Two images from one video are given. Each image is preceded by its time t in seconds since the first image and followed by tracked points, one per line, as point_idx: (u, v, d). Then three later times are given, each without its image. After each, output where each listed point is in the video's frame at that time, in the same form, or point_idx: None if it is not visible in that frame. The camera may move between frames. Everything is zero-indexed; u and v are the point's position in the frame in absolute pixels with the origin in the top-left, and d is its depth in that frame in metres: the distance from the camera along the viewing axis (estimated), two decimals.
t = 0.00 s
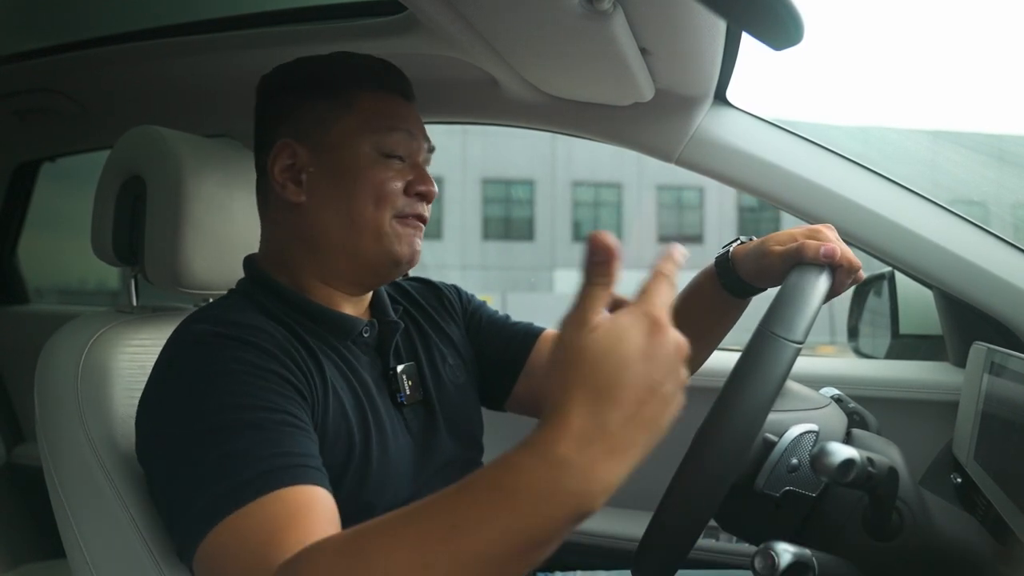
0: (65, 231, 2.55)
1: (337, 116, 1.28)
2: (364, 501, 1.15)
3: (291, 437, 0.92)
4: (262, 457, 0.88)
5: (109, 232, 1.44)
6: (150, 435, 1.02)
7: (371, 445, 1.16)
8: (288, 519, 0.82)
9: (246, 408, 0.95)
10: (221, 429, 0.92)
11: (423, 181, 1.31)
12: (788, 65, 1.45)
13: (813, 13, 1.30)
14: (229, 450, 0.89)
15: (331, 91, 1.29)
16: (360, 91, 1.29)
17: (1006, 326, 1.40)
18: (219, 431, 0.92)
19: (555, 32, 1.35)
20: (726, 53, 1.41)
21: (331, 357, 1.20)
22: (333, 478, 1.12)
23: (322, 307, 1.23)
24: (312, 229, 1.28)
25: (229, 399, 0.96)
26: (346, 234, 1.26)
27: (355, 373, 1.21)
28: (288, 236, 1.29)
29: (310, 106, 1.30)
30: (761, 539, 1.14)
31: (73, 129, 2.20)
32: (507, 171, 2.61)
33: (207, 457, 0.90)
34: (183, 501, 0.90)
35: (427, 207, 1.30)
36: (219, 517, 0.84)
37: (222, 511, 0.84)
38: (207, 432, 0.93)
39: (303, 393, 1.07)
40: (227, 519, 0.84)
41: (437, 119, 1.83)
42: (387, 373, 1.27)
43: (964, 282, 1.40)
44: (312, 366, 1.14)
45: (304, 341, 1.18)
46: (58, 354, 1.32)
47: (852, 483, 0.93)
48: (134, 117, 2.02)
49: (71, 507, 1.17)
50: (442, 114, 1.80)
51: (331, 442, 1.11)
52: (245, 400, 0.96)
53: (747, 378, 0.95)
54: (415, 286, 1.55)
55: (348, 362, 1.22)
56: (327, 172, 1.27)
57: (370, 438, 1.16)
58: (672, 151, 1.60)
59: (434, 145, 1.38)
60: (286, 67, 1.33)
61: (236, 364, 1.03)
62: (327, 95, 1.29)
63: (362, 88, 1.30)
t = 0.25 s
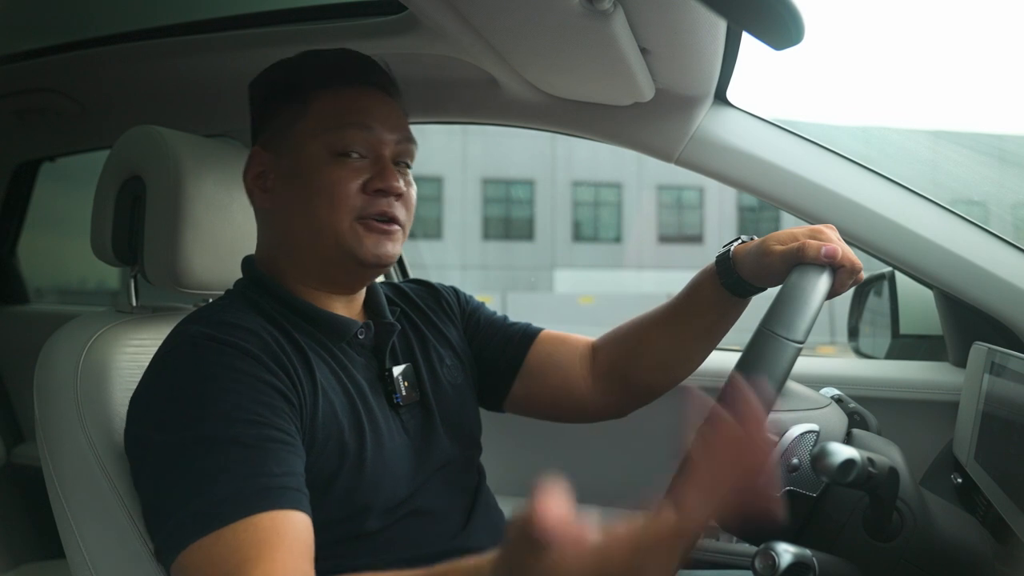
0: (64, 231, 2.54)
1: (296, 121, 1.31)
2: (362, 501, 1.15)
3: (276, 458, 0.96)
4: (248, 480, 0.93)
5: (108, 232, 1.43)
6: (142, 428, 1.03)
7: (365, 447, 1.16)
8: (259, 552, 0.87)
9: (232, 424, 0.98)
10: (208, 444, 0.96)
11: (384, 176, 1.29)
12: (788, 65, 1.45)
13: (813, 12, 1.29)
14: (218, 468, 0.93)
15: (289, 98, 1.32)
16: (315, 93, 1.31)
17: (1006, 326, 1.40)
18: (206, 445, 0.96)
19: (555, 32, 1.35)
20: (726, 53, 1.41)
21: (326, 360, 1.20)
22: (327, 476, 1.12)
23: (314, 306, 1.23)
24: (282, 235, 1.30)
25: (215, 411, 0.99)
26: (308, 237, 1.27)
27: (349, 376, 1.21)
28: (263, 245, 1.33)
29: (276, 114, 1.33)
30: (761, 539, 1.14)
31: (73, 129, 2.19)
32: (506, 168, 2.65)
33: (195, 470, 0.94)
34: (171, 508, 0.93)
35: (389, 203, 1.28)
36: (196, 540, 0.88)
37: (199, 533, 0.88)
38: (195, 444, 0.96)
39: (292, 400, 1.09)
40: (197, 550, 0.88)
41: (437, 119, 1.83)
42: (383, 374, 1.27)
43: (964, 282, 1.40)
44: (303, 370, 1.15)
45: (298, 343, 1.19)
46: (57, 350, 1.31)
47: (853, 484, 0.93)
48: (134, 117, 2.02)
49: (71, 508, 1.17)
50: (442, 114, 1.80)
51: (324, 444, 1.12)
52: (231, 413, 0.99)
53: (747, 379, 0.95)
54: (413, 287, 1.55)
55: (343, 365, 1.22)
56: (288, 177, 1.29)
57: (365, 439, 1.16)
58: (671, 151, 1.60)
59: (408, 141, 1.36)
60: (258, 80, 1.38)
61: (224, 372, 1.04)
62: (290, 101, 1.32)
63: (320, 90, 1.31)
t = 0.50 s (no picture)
0: (64, 231, 2.54)
1: (247, 140, 1.27)
2: (360, 501, 1.15)
3: (270, 472, 0.96)
4: (243, 496, 0.93)
5: (108, 232, 1.43)
6: (135, 430, 1.02)
7: (361, 446, 1.16)
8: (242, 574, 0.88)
9: (226, 436, 0.97)
10: (203, 455, 0.95)
11: (345, 182, 1.26)
12: (788, 65, 1.44)
13: (814, 12, 1.29)
14: (213, 481, 0.93)
15: (235, 117, 1.28)
16: (261, 107, 1.27)
17: (1007, 326, 1.40)
18: (200, 457, 0.95)
19: (555, 32, 1.35)
20: (727, 53, 1.41)
21: (320, 362, 1.19)
22: (323, 476, 1.12)
23: (310, 308, 1.23)
24: (258, 254, 1.28)
25: (209, 421, 0.98)
26: (281, 257, 1.26)
27: (344, 378, 1.21)
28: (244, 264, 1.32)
29: (224, 136, 1.30)
30: (761, 539, 1.14)
31: (73, 129, 2.19)
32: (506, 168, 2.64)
33: (190, 481, 0.93)
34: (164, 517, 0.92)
35: (353, 210, 1.25)
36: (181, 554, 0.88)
37: (190, 550, 0.88)
38: (189, 454, 0.95)
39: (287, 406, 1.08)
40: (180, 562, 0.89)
41: (437, 119, 1.83)
42: (378, 373, 1.27)
43: (964, 282, 1.40)
44: (297, 374, 1.14)
45: (294, 345, 1.18)
46: (57, 349, 1.31)
47: (853, 484, 0.93)
48: (134, 117, 2.02)
49: (70, 509, 1.17)
50: (441, 114, 1.80)
51: (318, 446, 1.12)
52: (225, 424, 0.98)
53: (748, 381, 0.95)
54: (408, 286, 1.54)
55: (337, 366, 1.21)
56: (249, 198, 1.27)
57: (361, 438, 1.16)
58: (672, 151, 1.60)
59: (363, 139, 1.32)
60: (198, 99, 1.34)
61: (219, 378, 1.03)
62: (233, 121, 1.28)
63: (260, 105, 1.27)
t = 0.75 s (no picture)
0: (65, 231, 2.54)
1: (235, 144, 1.27)
2: (359, 501, 1.15)
3: (268, 474, 0.96)
4: (241, 500, 0.92)
5: (108, 232, 1.43)
6: (134, 432, 1.02)
7: (360, 447, 1.16)
8: None
9: (224, 438, 0.97)
10: (201, 458, 0.95)
11: (335, 183, 1.26)
12: (788, 66, 1.44)
13: (814, 12, 1.29)
14: (211, 484, 0.93)
15: (222, 122, 1.27)
16: (247, 110, 1.26)
17: (1007, 326, 1.40)
18: (198, 460, 0.95)
19: (555, 32, 1.35)
20: (727, 53, 1.41)
21: (318, 364, 1.20)
22: (322, 477, 1.12)
23: (308, 311, 1.23)
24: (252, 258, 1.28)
25: (207, 424, 0.98)
26: (275, 260, 1.25)
27: (341, 379, 1.21)
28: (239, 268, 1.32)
29: (211, 141, 1.29)
30: (760, 538, 1.14)
31: (73, 129, 2.19)
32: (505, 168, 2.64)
33: (188, 483, 0.93)
34: (162, 519, 0.92)
35: (344, 211, 1.25)
36: (181, 557, 0.88)
37: (188, 552, 0.88)
38: (187, 457, 0.95)
39: (285, 409, 1.08)
40: (181, 565, 0.88)
41: (437, 119, 1.83)
42: (376, 374, 1.27)
43: (965, 282, 1.40)
44: (295, 377, 1.14)
45: (292, 348, 1.18)
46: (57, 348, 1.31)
47: (854, 484, 0.93)
48: (134, 117, 2.02)
49: (70, 509, 1.18)
50: (441, 115, 1.80)
51: (316, 447, 1.12)
52: (223, 427, 0.98)
53: (747, 382, 0.95)
54: (405, 286, 1.54)
55: (335, 368, 1.21)
56: (239, 202, 1.26)
57: (359, 439, 1.16)
58: (672, 151, 1.60)
59: (350, 137, 1.32)
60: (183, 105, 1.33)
61: (218, 381, 1.03)
62: (219, 126, 1.28)
63: (244, 108, 1.26)
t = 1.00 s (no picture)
0: (64, 232, 2.55)
1: (247, 137, 1.26)
2: (359, 501, 1.15)
3: (267, 474, 0.95)
4: (240, 499, 0.92)
5: (108, 232, 1.43)
6: (134, 431, 1.02)
7: (360, 447, 1.16)
8: None
9: (224, 438, 0.97)
10: (201, 458, 0.95)
11: (349, 177, 1.26)
12: (788, 66, 1.44)
13: (814, 12, 1.29)
14: (211, 483, 0.92)
15: (235, 115, 1.27)
16: (262, 103, 1.26)
17: (1007, 326, 1.40)
18: (198, 460, 0.95)
19: (555, 32, 1.34)
20: (727, 52, 1.41)
21: (318, 364, 1.20)
22: (322, 477, 1.12)
23: (309, 311, 1.23)
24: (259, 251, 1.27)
25: (207, 424, 0.98)
26: (285, 253, 1.25)
27: (342, 379, 1.21)
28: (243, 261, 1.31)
29: (222, 133, 1.29)
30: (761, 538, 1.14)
31: (72, 129, 2.19)
32: (506, 168, 2.64)
33: (188, 483, 0.93)
34: (163, 518, 0.91)
35: (359, 205, 1.26)
36: (179, 556, 0.87)
37: (187, 551, 0.87)
38: (186, 457, 0.95)
39: (285, 410, 1.08)
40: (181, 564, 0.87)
41: (437, 119, 1.83)
42: (376, 374, 1.27)
43: (965, 282, 1.40)
44: (295, 377, 1.14)
45: (291, 348, 1.18)
46: (58, 348, 1.31)
47: (855, 484, 0.93)
48: (134, 117, 2.02)
49: (70, 510, 1.18)
50: (441, 115, 1.80)
51: (316, 448, 1.12)
52: (223, 427, 0.98)
53: (748, 381, 0.95)
54: (405, 286, 1.53)
55: (335, 367, 1.21)
56: (251, 194, 1.26)
57: (359, 439, 1.16)
58: (672, 151, 1.59)
59: (364, 135, 1.33)
60: (192, 96, 1.33)
61: (217, 381, 1.03)
62: (232, 117, 1.27)
63: (261, 100, 1.26)
